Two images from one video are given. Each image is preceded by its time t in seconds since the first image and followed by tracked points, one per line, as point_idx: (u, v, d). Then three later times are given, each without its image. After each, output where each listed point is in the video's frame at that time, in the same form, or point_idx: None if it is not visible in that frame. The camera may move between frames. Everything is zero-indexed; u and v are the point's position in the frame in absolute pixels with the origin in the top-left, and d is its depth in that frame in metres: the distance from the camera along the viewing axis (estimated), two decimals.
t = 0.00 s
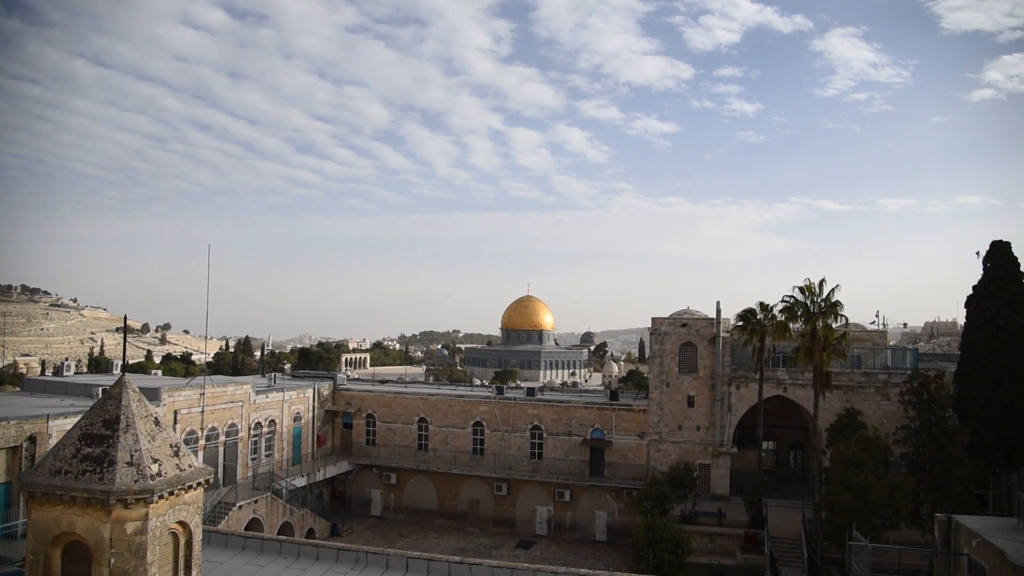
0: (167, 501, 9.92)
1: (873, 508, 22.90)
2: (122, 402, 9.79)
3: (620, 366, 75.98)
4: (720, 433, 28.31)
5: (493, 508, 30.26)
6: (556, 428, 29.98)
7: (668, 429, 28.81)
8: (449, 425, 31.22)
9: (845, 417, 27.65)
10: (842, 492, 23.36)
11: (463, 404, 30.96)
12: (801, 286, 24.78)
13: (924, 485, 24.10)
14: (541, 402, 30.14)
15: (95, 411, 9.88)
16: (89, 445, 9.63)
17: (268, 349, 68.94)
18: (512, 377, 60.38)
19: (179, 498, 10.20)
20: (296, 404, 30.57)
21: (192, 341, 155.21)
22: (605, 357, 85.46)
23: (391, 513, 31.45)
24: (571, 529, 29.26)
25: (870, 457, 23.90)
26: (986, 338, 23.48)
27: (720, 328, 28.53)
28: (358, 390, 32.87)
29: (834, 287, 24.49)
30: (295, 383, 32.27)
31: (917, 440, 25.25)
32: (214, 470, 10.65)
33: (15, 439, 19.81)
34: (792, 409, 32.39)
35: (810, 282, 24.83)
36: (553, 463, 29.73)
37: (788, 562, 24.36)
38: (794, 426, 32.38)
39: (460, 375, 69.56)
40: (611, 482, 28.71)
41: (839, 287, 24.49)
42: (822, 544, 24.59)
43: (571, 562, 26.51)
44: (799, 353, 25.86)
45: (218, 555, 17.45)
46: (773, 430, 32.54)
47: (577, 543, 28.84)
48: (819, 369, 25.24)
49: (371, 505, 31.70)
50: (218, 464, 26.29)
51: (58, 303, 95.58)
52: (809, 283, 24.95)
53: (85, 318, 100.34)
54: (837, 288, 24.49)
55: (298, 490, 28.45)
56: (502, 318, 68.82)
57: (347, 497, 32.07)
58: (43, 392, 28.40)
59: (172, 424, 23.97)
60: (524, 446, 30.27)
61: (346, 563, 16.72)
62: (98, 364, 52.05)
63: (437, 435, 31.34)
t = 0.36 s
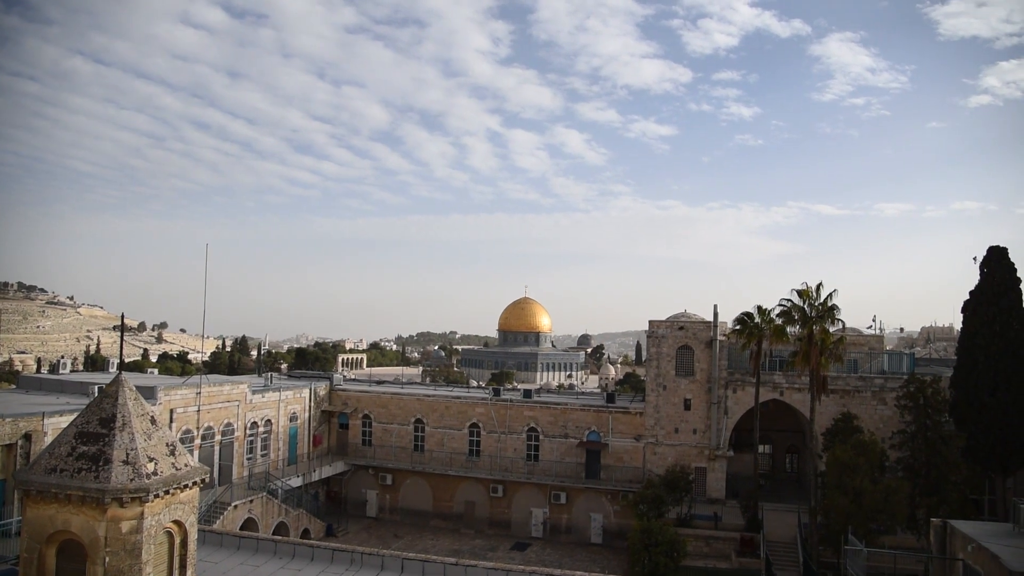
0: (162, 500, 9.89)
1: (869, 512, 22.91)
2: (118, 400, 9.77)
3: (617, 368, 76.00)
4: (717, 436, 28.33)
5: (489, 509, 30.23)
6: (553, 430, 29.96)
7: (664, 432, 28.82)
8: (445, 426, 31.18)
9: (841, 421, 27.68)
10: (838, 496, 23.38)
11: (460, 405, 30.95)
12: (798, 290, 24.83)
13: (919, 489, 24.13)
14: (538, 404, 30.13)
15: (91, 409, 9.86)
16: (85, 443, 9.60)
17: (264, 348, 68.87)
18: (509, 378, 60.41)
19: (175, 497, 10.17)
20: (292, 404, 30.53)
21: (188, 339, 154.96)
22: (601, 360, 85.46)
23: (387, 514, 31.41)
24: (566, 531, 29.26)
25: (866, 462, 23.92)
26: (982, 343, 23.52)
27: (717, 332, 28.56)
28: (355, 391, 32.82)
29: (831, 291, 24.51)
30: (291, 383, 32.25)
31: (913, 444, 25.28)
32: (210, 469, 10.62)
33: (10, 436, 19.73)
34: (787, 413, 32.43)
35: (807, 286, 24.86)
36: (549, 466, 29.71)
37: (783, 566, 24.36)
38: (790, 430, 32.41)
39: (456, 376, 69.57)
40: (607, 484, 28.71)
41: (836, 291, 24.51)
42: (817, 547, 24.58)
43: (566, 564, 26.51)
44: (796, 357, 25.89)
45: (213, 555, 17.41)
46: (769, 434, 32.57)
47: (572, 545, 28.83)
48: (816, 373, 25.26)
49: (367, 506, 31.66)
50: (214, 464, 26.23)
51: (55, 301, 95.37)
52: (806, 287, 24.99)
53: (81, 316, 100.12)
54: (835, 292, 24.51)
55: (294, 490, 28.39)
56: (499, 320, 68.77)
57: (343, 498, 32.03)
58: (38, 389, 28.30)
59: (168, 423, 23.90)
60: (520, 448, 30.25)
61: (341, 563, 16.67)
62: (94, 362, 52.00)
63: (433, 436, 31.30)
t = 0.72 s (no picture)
0: (159, 500, 9.87)
1: (866, 518, 22.90)
2: (115, 400, 9.75)
3: (615, 372, 75.99)
4: (714, 440, 28.33)
5: (485, 512, 30.20)
6: (550, 433, 29.94)
7: (661, 436, 28.82)
8: (442, 429, 31.14)
9: (838, 427, 27.68)
10: (835, 501, 23.38)
11: (457, 408, 30.93)
12: (797, 294, 24.85)
13: (916, 495, 24.15)
14: (536, 407, 30.12)
15: (88, 409, 9.84)
16: (81, 443, 9.59)
17: (262, 350, 68.73)
18: (507, 381, 60.42)
19: (171, 498, 10.15)
20: (289, 406, 30.49)
21: (185, 340, 154.75)
22: (599, 363, 85.46)
23: (383, 516, 31.36)
24: (563, 535, 29.24)
25: (863, 467, 23.91)
26: (979, 349, 23.55)
27: (715, 336, 28.57)
28: (352, 393, 32.78)
29: (829, 296, 24.52)
30: (289, 385, 32.23)
31: (910, 451, 25.13)
32: (207, 470, 10.61)
33: (7, 436, 19.68)
34: (785, 418, 32.43)
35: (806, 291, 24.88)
36: (546, 469, 29.68)
37: (780, 571, 24.34)
38: (787, 435, 32.41)
39: (454, 378, 69.55)
40: (604, 488, 28.70)
41: (834, 297, 24.52)
42: (814, 552, 24.57)
43: (563, 568, 26.49)
44: (794, 362, 25.90)
45: (209, 556, 17.37)
46: (767, 439, 32.56)
47: (569, 548, 28.81)
48: (814, 379, 25.26)
49: (363, 508, 31.61)
50: (210, 464, 26.18)
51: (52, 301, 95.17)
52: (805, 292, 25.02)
53: (78, 315, 99.93)
54: (833, 297, 24.53)
55: (290, 492, 28.33)
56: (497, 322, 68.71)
57: (339, 499, 31.99)
58: (35, 389, 28.24)
59: (165, 423, 23.86)
60: (517, 451, 30.21)
61: (337, 565, 16.65)
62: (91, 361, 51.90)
63: (430, 438, 31.26)
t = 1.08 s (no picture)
0: (156, 501, 9.86)
1: (863, 518, 22.93)
2: (112, 401, 9.75)
3: (613, 373, 75.98)
4: (712, 441, 28.36)
5: (483, 513, 30.19)
6: (547, 434, 29.95)
7: (659, 436, 28.84)
8: (440, 429, 31.13)
9: (836, 427, 27.72)
10: (832, 502, 23.42)
11: (455, 408, 30.93)
12: (794, 295, 24.89)
13: (913, 496, 24.19)
14: (534, 408, 30.12)
15: (85, 409, 9.83)
16: (79, 443, 9.58)
17: (259, 350, 68.64)
18: (505, 381, 60.40)
19: (169, 499, 10.14)
20: (287, 406, 30.47)
21: (183, 340, 154.74)
22: (597, 364, 85.51)
23: (381, 516, 31.34)
24: (560, 535, 29.25)
25: (860, 468, 23.95)
26: (976, 350, 23.58)
27: (713, 337, 28.60)
28: (350, 393, 32.76)
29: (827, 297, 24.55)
30: (287, 385, 32.20)
31: (907, 451, 25.30)
32: (204, 471, 10.60)
33: (3, 436, 19.67)
34: (782, 418, 32.47)
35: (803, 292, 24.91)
36: (544, 469, 29.69)
37: (777, 571, 24.37)
38: (785, 436, 32.45)
39: (452, 378, 69.51)
40: (602, 488, 28.71)
41: (831, 297, 24.55)
42: (811, 553, 24.59)
43: (560, 568, 26.51)
44: (792, 363, 25.93)
45: (206, 557, 17.36)
46: (764, 440, 32.60)
47: (567, 549, 28.82)
48: (811, 379, 25.29)
49: (361, 509, 31.59)
50: (208, 465, 26.16)
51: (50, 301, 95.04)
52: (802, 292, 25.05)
53: (76, 315, 99.78)
54: (830, 298, 24.55)
55: (288, 492, 28.30)
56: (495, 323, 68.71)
57: (337, 500, 31.97)
58: (32, 390, 28.20)
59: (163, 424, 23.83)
60: (515, 451, 30.22)
61: (335, 566, 16.64)
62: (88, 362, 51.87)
63: (428, 439, 31.25)
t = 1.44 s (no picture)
0: (160, 500, 9.89)
1: (867, 518, 22.89)
2: (117, 400, 9.78)
3: (616, 372, 75.95)
4: (715, 441, 28.33)
5: (487, 512, 30.21)
6: (551, 433, 29.95)
7: (663, 436, 28.82)
8: (444, 429, 31.16)
9: (839, 427, 27.70)
10: (836, 502, 23.40)
11: (459, 408, 30.95)
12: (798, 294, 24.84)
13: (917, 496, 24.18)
14: (537, 407, 30.13)
15: (89, 408, 9.87)
16: (83, 442, 9.61)
17: (263, 350, 68.69)
18: (508, 381, 60.39)
19: (173, 498, 10.17)
20: (291, 405, 30.53)
21: (187, 339, 155.06)
22: (600, 364, 85.50)
23: (385, 515, 31.38)
24: (564, 535, 29.25)
25: (865, 468, 23.92)
26: (981, 350, 23.49)
27: (717, 336, 28.57)
28: (354, 392, 32.81)
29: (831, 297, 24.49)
30: (290, 384, 32.25)
31: (912, 451, 25.31)
32: (208, 470, 10.62)
33: (9, 435, 19.75)
34: (786, 418, 32.43)
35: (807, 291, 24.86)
36: (548, 469, 29.70)
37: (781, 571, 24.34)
38: (788, 435, 32.40)
39: (455, 378, 69.53)
40: (606, 488, 28.70)
41: (836, 297, 24.49)
42: (815, 553, 24.57)
43: (564, 567, 26.52)
44: (796, 362, 25.88)
45: (210, 555, 17.41)
46: (768, 440, 32.56)
47: (570, 548, 28.82)
48: (815, 379, 25.24)
49: (365, 508, 31.63)
50: (212, 464, 26.22)
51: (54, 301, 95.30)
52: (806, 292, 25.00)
53: (80, 315, 100.12)
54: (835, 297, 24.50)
55: (292, 491, 28.35)
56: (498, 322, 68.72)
57: (341, 499, 32.03)
58: (38, 389, 28.29)
59: (167, 423, 23.90)
60: (519, 451, 30.22)
61: (339, 565, 16.68)
62: (93, 361, 51.99)
63: (432, 438, 31.28)
